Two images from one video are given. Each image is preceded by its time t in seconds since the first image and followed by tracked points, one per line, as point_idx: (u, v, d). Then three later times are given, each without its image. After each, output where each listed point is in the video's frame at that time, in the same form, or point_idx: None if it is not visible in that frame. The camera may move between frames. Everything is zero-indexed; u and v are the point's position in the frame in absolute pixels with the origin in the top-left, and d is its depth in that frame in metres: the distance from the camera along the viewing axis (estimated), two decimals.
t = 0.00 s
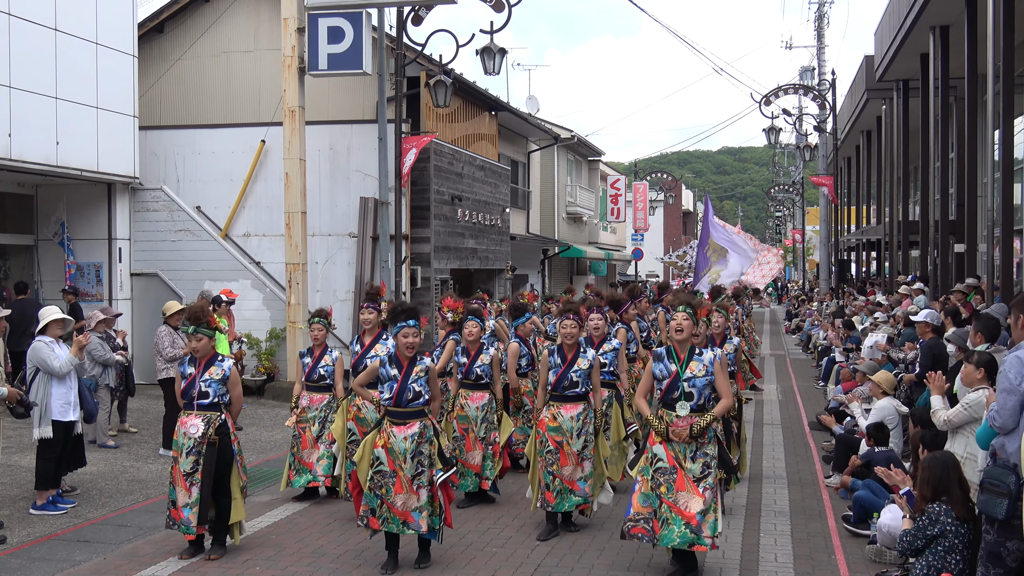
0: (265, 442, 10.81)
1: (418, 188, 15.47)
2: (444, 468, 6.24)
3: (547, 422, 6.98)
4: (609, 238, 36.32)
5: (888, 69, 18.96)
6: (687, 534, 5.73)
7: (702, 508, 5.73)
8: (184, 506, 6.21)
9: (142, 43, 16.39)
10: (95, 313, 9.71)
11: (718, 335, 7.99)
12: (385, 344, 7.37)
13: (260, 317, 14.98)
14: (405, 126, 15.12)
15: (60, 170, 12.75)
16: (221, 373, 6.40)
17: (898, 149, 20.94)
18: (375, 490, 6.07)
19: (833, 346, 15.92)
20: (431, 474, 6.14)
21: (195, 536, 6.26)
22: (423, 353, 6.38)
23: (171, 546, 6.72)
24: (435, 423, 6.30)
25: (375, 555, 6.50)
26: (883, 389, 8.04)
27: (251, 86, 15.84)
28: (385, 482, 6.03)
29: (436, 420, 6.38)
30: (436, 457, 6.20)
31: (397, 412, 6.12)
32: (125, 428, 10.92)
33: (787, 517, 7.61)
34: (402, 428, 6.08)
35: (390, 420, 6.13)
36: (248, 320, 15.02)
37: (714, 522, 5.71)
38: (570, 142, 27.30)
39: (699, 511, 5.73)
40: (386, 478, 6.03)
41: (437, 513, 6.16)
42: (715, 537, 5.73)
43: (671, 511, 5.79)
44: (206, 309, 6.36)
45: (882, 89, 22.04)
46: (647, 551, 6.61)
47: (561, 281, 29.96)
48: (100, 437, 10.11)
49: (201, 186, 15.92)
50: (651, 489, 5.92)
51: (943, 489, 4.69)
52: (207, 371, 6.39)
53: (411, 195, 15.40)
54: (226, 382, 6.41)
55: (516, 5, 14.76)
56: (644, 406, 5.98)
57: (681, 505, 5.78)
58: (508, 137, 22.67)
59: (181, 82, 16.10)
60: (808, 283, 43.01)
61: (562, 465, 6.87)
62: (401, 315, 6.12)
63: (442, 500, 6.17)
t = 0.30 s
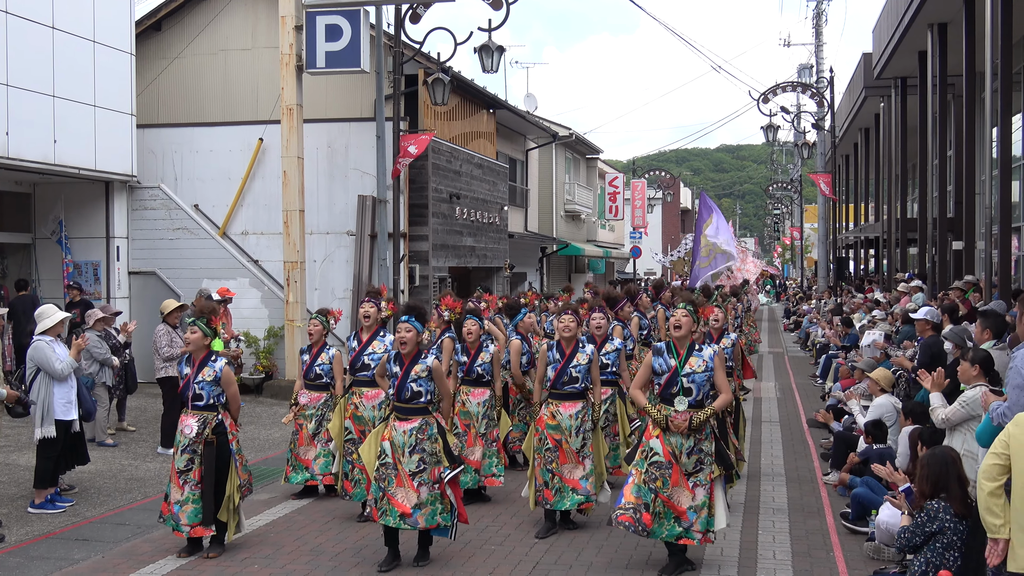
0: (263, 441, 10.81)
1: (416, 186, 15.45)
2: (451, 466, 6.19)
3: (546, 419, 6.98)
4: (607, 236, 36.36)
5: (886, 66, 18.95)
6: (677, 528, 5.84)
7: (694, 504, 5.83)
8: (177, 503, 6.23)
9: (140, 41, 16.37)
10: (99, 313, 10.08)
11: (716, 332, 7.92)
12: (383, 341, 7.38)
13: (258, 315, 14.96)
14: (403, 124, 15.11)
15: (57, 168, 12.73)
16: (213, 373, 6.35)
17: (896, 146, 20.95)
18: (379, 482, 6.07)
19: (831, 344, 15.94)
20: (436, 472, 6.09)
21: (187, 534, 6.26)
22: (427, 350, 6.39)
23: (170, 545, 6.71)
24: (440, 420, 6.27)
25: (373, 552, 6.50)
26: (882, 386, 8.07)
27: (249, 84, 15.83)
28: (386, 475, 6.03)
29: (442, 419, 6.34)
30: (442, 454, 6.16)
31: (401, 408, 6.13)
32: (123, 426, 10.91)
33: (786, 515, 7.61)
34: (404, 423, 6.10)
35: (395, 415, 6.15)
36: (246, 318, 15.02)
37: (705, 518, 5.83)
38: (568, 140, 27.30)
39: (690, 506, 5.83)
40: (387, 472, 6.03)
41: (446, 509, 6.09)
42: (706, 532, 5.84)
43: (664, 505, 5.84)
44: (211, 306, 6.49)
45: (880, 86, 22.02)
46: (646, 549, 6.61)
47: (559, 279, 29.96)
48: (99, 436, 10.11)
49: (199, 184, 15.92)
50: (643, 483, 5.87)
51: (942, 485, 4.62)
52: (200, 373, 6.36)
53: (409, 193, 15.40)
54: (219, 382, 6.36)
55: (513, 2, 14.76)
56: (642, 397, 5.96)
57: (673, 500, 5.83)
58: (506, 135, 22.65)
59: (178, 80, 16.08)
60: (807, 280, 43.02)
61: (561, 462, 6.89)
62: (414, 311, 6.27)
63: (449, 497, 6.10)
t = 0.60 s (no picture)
0: (263, 439, 10.81)
1: (415, 184, 15.45)
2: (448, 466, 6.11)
3: (545, 416, 7.00)
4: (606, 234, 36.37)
5: (885, 64, 18.94)
6: (676, 527, 5.85)
7: (692, 502, 5.83)
8: (177, 500, 6.26)
9: (138, 39, 16.35)
10: (97, 311, 9.98)
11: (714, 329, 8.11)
12: (382, 337, 7.37)
13: (256, 313, 14.96)
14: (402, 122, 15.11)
15: (56, 167, 12.72)
16: (207, 370, 6.36)
17: (895, 144, 20.95)
18: (375, 482, 6.09)
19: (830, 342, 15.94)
20: (432, 471, 6.06)
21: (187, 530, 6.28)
22: (431, 350, 6.40)
23: (169, 543, 6.72)
24: (439, 418, 6.24)
25: (373, 550, 6.51)
26: (881, 382, 8.16)
27: (247, 82, 15.82)
28: (382, 476, 6.04)
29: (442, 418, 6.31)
30: (438, 453, 6.11)
31: (401, 406, 6.14)
32: (122, 424, 10.92)
33: (784, 512, 7.62)
34: (402, 421, 6.09)
35: (394, 413, 6.14)
36: (245, 316, 15.02)
37: (704, 517, 5.82)
38: (567, 138, 27.29)
39: (688, 505, 5.83)
40: (384, 471, 6.05)
41: (444, 507, 6.10)
42: (706, 531, 5.83)
43: (661, 502, 5.90)
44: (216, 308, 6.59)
45: (879, 84, 22.02)
46: (644, 546, 6.63)
47: (558, 276, 29.94)
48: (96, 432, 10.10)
49: (198, 182, 15.91)
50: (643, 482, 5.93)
51: (937, 483, 4.63)
52: (195, 369, 6.38)
53: (407, 191, 15.39)
54: (213, 380, 6.35)
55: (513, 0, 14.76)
56: (641, 394, 5.98)
57: (672, 498, 5.86)
58: (505, 132, 22.64)
59: (177, 78, 16.08)
60: (805, 278, 43.05)
61: (559, 460, 6.90)
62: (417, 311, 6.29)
63: (448, 497, 6.08)
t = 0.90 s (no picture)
0: (262, 437, 10.81)
1: (414, 182, 15.44)
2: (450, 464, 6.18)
3: (545, 413, 6.99)
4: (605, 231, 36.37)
5: (883, 61, 18.95)
6: (675, 527, 5.85)
7: (691, 501, 5.82)
8: (175, 499, 6.25)
9: (137, 37, 16.34)
10: (91, 309, 9.79)
11: (712, 328, 8.21)
12: (385, 336, 7.39)
13: (255, 311, 14.96)
14: (400, 120, 15.09)
15: (54, 165, 12.72)
16: (207, 365, 6.36)
17: (893, 141, 20.96)
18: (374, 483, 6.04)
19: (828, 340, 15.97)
20: (432, 469, 6.07)
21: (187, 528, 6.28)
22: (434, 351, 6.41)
23: (168, 541, 6.72)
24: (441, 418, 6.25)
25: (372, 548, 6.52)
26: (880, 380, 8.15)
27: (246, 80, 15.81)
28: (379, 477, 6.00)
29: (444, 418, 6.33)
30: (440, 452, 6.13)
31: (403, 404, 6.13)
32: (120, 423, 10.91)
33: (783, 509, 7.63)
34: (406, 421, 6.06)
35: (396, 412, 6.12)
36: (243, 314, 15.01)
37: (702, 517, 5.80)
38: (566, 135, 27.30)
39: (687, 504, 5.82)
40: (383, 472, 6.01)
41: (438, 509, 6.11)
42: (704, 531, 5.82)
43: (661, 501, 5.91)
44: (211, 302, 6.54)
45: (878, 81, 22.04)
46: (643, 544, 6.63)
47: (557, 274, 29.94)
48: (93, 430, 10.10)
49: (196, 180, 15.87)
50: (641, 481, 5.95)
51: (929, 480, 4.60)
52: (194, 364, 6.38)
53: (407, 189, 15.36)
54: (212, 375, 6.36)
55: None
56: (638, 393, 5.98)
57: (671, 497, 5.86)
58: (503, 130, 22.64)
59: (175, 76, 16.08)
60: (804, 276, 43.05)
61: (558, 458, 6.89)
62: (420, 311, 6.26)
63: (444, 496, 6.09)
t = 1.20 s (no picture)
0: (261, 435, 10.82)
1: (412, 180, 15.43)
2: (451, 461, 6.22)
3: (545, 411, 7.00)
4: (604, 229, 36.39)
5: (882, 59, 18.97)
6: (671, 527, 5.82)
7: (686, 501, 5.82)
8: (172, 500, 6.24)
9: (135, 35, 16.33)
10: (90, 309, 9.69)
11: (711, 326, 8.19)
12: (385, 335, 7.32)
13: (254, 309, 14.96)
14: (399, 118, 15.10)
15: (53, 163, 12.71)
16: (207, 363, 6.37)
17: (892, 139, 20.99)
18: (379, 485, 5.99)
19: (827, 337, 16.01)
20: (437, 467, 6.10)
21: (182, 529, 6.27)
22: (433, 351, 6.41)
23: (167, 539, 6.72)
24: (443, 416, 6.28)
25: (371, 546, 6.53)
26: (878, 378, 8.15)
27: (245, 78, 15.82)
28: (388, 477, 5.95)
29: (445, 415, 6.35)
30: (443, 450, 6.17)
31: (403, 404, 6.11)
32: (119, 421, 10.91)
33: (782, 507, 7.64)
34: (408, 421, 6.05)
35: (396, 411, 6.10)
36: (242, 313, 15.01)
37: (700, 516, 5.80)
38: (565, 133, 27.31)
39: (683, 504, 5.82)
40: (391, 473, 5.96)
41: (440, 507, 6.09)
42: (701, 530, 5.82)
43: (657, 502, 5.87)
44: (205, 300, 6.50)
45: (877, 79, 22.06)
46: (642, 542, 6.65)
47: (557, 273, 29.97)
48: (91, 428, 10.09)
49: (195, 178, 15.83)
50: (636, 479, 5.96)
51: (926, 479, 4.65)
52: (193, 362, 6.38)
53: (405, 187, 15.33)
54: (212, 372, 6.36)
55: None
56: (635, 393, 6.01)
57: (666, 497, 5.85)
58: (502, 128, 22.64)
59: (174, 75, 16.09)
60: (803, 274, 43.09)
61: (558, 455, 6.91)
62: (420, 309, 6.23)
63: (445, 494, 6.10)
